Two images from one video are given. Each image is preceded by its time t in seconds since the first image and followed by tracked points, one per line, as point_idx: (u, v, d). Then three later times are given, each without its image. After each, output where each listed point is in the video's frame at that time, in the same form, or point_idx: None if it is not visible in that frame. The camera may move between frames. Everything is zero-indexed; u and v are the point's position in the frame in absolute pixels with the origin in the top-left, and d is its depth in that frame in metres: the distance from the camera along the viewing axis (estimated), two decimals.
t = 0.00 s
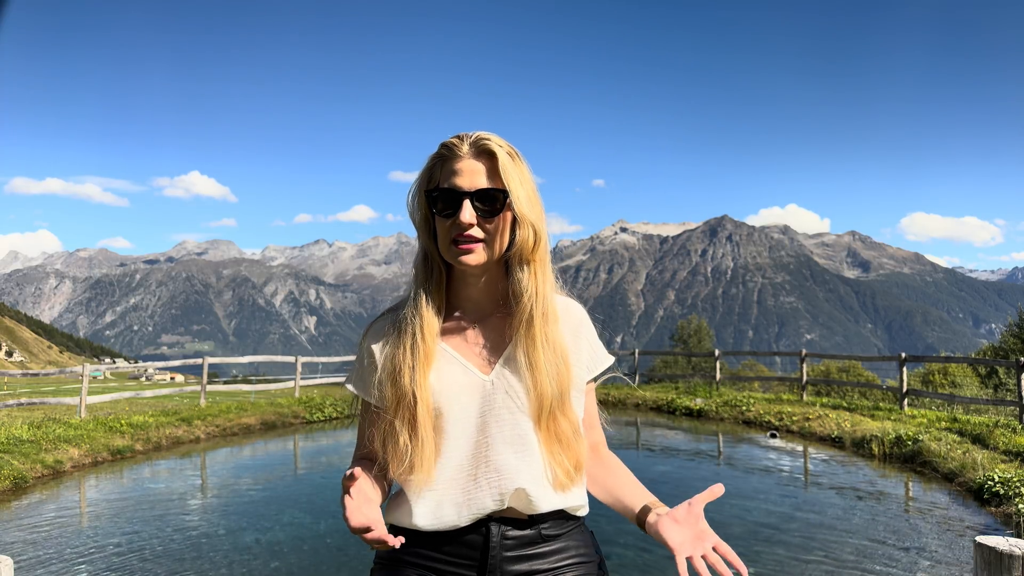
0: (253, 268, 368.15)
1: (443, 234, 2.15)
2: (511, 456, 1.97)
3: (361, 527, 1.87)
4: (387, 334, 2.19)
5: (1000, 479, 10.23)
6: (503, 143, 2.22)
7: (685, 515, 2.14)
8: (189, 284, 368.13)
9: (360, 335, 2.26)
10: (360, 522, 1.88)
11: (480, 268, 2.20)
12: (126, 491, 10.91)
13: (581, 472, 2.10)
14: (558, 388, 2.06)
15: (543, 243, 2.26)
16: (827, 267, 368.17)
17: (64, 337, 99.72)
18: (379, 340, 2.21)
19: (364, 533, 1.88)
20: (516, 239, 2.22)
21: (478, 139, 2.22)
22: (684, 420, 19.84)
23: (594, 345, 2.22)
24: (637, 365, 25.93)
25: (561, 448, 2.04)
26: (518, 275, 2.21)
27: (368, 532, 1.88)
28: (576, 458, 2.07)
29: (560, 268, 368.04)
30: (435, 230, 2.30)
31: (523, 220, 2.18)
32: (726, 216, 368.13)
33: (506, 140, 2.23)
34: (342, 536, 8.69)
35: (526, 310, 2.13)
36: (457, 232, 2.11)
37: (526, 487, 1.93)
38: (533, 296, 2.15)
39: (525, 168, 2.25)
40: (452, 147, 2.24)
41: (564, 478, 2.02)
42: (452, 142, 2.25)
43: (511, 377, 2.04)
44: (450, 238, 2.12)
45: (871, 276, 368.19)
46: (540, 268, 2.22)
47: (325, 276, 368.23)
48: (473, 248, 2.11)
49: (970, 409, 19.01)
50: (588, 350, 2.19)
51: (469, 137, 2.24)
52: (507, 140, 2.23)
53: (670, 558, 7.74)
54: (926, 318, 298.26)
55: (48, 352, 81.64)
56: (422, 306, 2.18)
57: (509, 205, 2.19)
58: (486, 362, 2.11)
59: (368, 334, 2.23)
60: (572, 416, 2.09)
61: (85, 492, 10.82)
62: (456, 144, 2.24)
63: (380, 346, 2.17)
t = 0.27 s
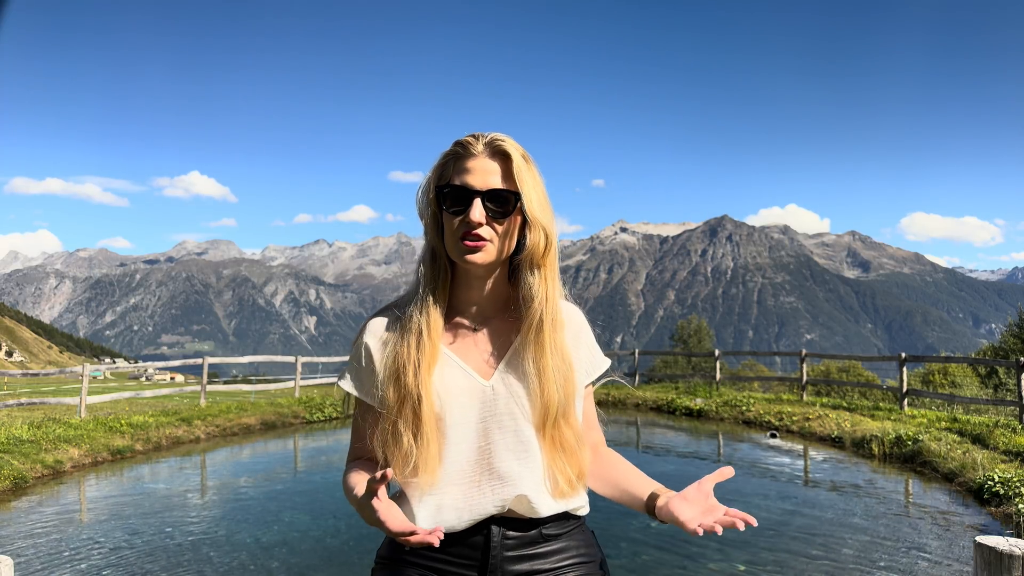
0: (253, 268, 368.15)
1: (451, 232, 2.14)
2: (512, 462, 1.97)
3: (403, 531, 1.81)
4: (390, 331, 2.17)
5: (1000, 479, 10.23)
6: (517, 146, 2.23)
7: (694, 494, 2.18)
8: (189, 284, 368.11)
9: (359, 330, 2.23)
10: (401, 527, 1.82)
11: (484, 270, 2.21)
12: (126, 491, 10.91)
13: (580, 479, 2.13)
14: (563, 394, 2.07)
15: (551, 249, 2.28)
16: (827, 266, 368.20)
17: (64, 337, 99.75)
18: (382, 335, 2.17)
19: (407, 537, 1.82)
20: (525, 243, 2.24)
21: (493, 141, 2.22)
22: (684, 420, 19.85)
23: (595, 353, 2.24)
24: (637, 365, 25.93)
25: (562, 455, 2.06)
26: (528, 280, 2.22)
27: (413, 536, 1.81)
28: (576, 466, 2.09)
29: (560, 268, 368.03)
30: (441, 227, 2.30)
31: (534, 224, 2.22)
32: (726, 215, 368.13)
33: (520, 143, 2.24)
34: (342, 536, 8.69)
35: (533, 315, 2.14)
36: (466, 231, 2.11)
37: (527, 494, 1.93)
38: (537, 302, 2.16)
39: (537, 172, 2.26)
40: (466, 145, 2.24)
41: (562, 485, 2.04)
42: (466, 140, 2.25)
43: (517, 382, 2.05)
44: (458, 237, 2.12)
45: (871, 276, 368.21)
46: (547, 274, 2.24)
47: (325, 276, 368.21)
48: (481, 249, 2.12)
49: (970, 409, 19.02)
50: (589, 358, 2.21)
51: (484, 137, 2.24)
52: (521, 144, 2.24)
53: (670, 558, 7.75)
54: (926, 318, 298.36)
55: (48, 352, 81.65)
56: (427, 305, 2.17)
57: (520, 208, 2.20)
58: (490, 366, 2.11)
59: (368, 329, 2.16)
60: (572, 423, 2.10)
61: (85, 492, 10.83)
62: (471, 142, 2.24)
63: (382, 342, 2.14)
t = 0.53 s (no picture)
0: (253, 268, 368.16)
1: (441, 233, 2.14)
2: (504, 464, 1.97)
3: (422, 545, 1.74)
4: (379, 331, 2.17)
5: (1000, 479, 10.23)
6: (510, 148, 2.23)
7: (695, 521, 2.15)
8: (189, 284, 368.11)
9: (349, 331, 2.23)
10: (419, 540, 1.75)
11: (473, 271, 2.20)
12: (126, 491, 10.90)
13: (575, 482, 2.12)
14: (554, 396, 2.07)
15: (543, 252, 2.28)
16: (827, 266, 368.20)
17: (64, 337, 99.77)
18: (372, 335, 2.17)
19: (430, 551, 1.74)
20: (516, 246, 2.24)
21: (486, 142, 2.22)
22: (684, 420, 19.85)
23: (587, 354, 2.23)
24: (636, 365, 25.93)
25: (554, 458, 2.06)
26: (519, 283, 2.22)
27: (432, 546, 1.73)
28: (569, 469, 2.08)
29: (560, 268, 368.03)
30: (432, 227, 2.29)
31: (526, 227, 2.22)
32: (726, 216, 368.12)
33: (513, 145, 2.24)
34: (342, 536, 8.69)
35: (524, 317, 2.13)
36: (455, 231, 2.11)
37: (521, 495, 1.93)
38: (528, 305, 2.15)
39: (530, 175, 2.27)
40: (460, 145, 2.24)
41: (555, 488, 2.03)
42: (460, 140, 2.25)
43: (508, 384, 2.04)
44: (448, 238, 2.11)
45: (871, 276, 368.21)
46: (539, 277, 2.23)
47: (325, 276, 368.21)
48: (469, 249, 2.11)
49: (971, 409, 19.01)
50: (581, 361, 2.21)
51: (478, 138, 2.24)
52: (514, 146, 2.24)
53: (670, 558, 7.75)
54: (926, 318, 298.36)
55: (48, 352, 81.66)
56: (416, 306, 2.16)
57: (512, 211, 2.21)
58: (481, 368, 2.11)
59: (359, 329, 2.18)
60: (564, 426, 2.10)
61: (85, 492, 10.82)
62: (465, 143, 2.24)
63: (372, 342, 2.14)
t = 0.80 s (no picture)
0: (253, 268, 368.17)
1: (432, 236, 2.14)
2: (501, 463, 1.97)
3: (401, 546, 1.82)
4: (375, 336, 2.18)
5: (1000, 479, 10.23)
6: (498, 147, 2.22)
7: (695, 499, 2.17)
8: (189, 284, 368.11)
9: (347, 336, 2.24)
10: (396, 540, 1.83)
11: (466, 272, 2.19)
12: (126, 491, 10.90)
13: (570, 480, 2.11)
14: (546, 394, 2.06)
15: (533, 250, 2.26)
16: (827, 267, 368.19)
17: (64, 337, 99.78)
18: (366, 343, 2.18)
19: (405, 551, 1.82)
20: (506, 246, 2.22)
21: (474, 142, 2.22)
22: (684, 420, 19.85)
23: (584, 349, 2.21)
24: (637, 365, 25.92)
25: (548, 458, 2.04)
26: (508, 284, 2.21)
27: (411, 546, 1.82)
28: (564, 468, 2.07)
29: (560, 268, 368.02)
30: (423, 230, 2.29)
31: (515, 227, 2.20)
32: (726, 216, 368.13)
33: (501, 145, 2.23)
34: (342, 536, 8.69)
35: (514, 316, 2.12)
36: (446, 233, 2.10)
37: (518, 494, 1.93)
38: (523, 304, 2.14)
39: (519, 174, 2.26)
40: (447, 147, 2.24)
41: (553, 487, 2.03)
42: (447, 142, 2.24)
43: (501, 385, 2.04)
44: (439, 240, 2.11)
45: (871, 276, 368.20)
46: (529, 276, 2.22)
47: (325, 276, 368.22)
48: (461, 252, 2.10)
49: (971, 409, 19.01)
50: (578, 356, 2.20)
51: (465, 139, 2.24)
52: (502, 145, 2.23)
53: (670, 558, 7.75)
54: (926, 318, 298.33)
55: (48, 352, 81.70)
56: (410, 310, 2.17)
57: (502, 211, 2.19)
58: (473, 370, 2.11)
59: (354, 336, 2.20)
60: (560, 424, 2.09)
61: (85, 492, 10.82)
62: (452, 144, 2.23)
63: (367, 348, 2.15)
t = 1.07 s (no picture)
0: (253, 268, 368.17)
1: (432, 243, 2.14)
2: (507, 458, 1.97)
3: (380, 530, 1.84)
4: (381, 340, 2.19)
5: (1000, 479, 10.22)
6: (485, 147, 2.19)
7: (702, 480, 2.13)
8: (189, 284, 368.11)
9: (356, 338, 2.26)
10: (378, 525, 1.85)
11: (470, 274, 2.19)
12: (126, 491, 10.90)
13: (576, 473, 2.10)
14: (550, 389, 2.05)
15: (531, 246, 2.23)
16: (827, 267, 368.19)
17: (64, 337, 99.78)
18: (375, 345, 2.20)
19: (387, 537, 1.85)
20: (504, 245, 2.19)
21: (460, 145, 2.19)
22: (684, 420, 19.85)
23: (593, 345, 2.20)
24: (637, 365, 25.92)
25: (554, 453, 2.03)
26: (508, 281, 2.18)
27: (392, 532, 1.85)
28: (570, 460, 2.06)
29: (560, 268, 368.01)
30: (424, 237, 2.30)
31: (511, 229, 2.15)
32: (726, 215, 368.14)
33: (491, 144, 2.20)
34: (343, 536, 8.69)
35: (516, 315, 2.11)
36: (444, 241, 2.10)
37: (523, 490, 1.92)
38: (526, 299, 2.14)
39: (512, 172, 2.23)
40: (435, 154, 2.22)
41: (559, 482, 2.02)
42: (434, 149, 2.23)
43: (506, 383, 2.04)
44: (438, 247, 2.11)
45: (871, 276, 368.19)
46: (529, 272, 2.20)
47: (325, 276, 368.20)
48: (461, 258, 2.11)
49: (971, 409, 19.00)
50: (584, 350, 2.19)
51: (451, 143, 2.21)
52: (492, 143, 2.20)
53: (670, 558, 7.74)
54: (926, 318, 298.36)
55: (48, 352, 81.69)
56: (416, 314, 2.17)
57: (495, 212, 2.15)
58: (479, 369, 2.11)
59: (362, 340, 2.21)
60: (565, 419, 2.09)
61: (85, 492, 10.82)
62: (439, 151, 2.21)
63: (375, 351, 2.16)
